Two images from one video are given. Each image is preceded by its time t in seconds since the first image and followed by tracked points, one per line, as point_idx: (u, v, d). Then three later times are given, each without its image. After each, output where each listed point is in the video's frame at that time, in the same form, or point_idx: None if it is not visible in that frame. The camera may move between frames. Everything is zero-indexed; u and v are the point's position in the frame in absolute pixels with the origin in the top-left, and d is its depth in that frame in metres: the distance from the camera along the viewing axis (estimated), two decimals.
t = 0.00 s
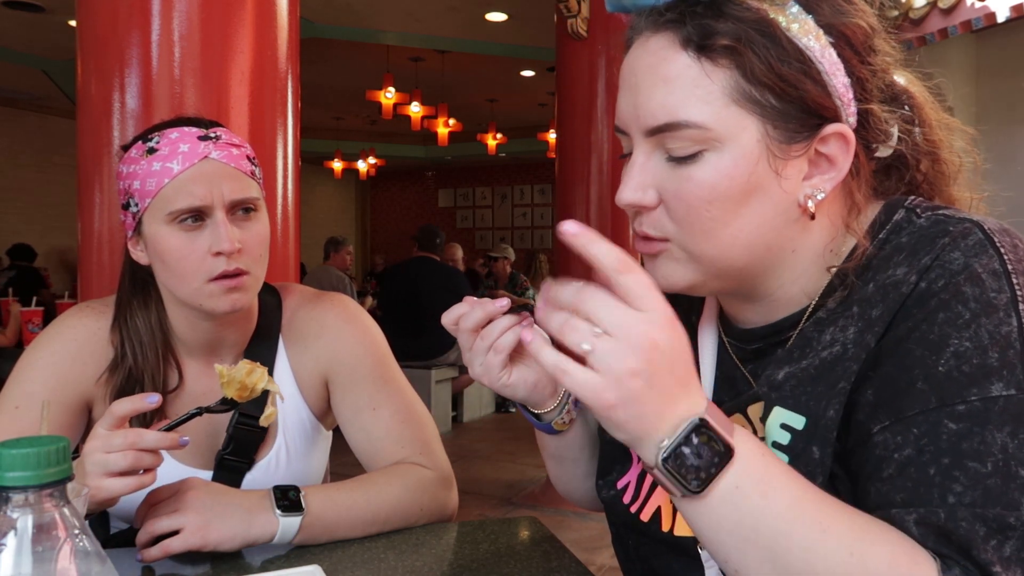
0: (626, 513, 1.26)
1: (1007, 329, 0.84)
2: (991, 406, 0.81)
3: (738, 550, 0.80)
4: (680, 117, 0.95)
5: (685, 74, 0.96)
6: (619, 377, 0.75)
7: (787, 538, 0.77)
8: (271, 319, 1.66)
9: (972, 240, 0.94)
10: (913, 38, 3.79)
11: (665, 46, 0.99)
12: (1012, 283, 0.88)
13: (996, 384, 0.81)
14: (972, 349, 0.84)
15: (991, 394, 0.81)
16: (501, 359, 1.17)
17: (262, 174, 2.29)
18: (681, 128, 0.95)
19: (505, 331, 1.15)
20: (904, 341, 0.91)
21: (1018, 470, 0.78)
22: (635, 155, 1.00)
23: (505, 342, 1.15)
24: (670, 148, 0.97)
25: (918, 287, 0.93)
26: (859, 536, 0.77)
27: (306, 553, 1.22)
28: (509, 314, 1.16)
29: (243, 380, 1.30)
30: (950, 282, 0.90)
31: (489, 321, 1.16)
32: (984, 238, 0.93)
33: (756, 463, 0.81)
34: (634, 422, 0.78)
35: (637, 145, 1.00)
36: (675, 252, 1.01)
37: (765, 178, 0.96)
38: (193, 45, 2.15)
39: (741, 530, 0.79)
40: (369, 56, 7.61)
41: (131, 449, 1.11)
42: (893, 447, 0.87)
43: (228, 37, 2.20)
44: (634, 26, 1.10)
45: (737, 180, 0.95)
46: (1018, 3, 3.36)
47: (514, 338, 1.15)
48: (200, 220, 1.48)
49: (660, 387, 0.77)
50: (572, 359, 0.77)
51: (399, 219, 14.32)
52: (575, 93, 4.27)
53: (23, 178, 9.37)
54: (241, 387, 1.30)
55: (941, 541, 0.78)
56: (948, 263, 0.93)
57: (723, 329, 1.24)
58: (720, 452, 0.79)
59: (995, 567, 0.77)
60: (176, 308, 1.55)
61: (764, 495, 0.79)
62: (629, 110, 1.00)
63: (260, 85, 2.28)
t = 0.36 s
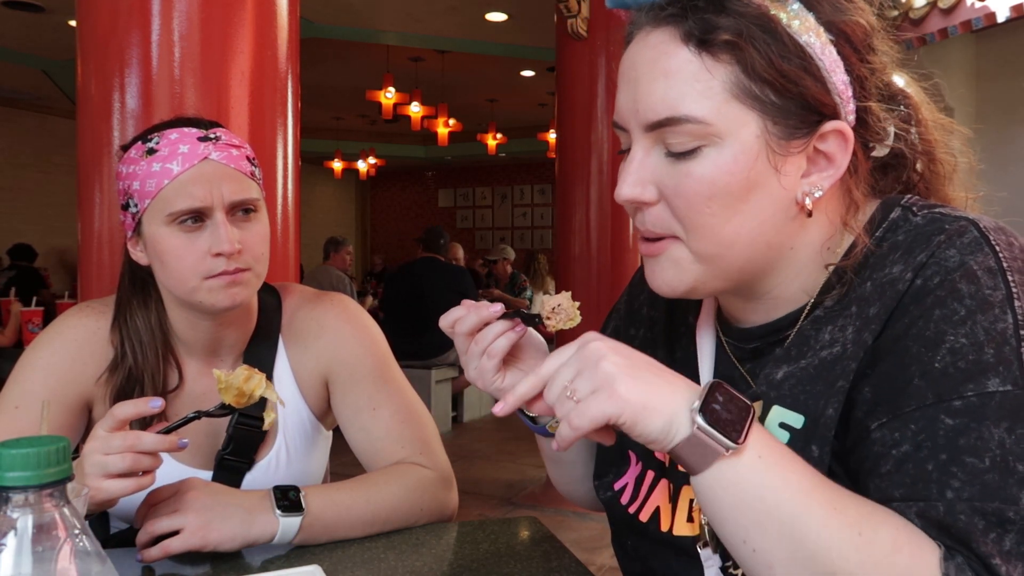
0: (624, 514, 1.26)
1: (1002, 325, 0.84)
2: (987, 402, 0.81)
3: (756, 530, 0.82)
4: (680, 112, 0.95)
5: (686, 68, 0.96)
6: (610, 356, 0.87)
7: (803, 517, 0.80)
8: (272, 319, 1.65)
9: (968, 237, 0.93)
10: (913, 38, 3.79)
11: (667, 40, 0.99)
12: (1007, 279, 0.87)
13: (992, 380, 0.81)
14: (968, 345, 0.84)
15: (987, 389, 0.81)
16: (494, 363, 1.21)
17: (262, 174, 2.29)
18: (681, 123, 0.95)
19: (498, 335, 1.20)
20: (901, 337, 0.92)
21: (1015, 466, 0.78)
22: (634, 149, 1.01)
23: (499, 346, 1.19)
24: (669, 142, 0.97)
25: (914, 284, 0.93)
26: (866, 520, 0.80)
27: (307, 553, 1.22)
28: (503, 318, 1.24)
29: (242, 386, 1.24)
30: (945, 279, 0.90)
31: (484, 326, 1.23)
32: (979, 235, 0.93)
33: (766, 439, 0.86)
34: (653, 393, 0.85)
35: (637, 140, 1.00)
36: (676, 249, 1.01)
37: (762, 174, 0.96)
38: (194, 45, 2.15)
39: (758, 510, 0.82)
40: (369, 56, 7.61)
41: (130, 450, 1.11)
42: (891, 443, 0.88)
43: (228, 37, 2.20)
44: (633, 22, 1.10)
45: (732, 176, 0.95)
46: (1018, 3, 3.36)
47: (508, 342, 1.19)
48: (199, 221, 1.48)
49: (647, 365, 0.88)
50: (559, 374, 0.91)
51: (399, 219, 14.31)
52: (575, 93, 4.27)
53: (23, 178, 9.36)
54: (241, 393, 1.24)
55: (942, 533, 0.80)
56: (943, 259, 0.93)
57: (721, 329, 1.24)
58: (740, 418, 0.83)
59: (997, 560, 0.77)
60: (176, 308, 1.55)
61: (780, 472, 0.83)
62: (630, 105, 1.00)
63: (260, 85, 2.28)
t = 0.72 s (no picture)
0: (623, 512, 1.25)
1: (1008, 324, 0.84)
2: (996, 399, 0.81)
3: (774, 503, 0.83)
4: (675, 116, 0.96)
5: (678, 73, 0.96)
6: (686, 297, 0.88)
7: (821, 494, 0.81)
8: (270, 319, 1.65)
9: (970, 235, 0.94)
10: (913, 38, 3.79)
11: (658, 45, 0.99)
12: (1011, 277, 0.88)
13: (1000, 377, 0.82)
14: (975, 343, 0.84)
15: (995, 386, 0.81)
16: (488, 360, 1.23)
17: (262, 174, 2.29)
18: (676, 127, 0.95)
19: (491, 334, 1.22)
20: (907, 335, 0.91)
21: None
22: (630, 153, 1.01)
23: (492, 346, 1.21)
24: (664, 146, 0.97)
25: (918, 281, 0.93)
26: (883, 503, 0.80)
27: (307, 553, 1.23)
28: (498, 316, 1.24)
29: (241, 384, 1.24)
30: (950, 277, 0.90)
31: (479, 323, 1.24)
32: (983, 233, 0.93)
33: (801, 419, 0.85)
34: (704, 349, 0.87)
35: (632, 144, 1.01)
36: (670, 249, 1.01)
37: (759, 175, 0.96)
38: (193, 45, 2.15)
39: (778, 485, 0.83)
40: (369, 56, 7.61)
41: (129, 449, 1.10)
42: (900, 441, 0.86)
43: (228, 37, 2.20)
44: (626, 25, 1.10)
45: (730, 178, 0.95)
46: (1018, 3, 3.36)
47: (501, 341, 1.21)
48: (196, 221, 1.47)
49: (713, 326, 0.88)
50: (637, 283, 0.92)
51: (399, 219, 14.32)
52: (575, 93, 4.27)
53: (23, 178, 9.37)
54: (240, 391, 1.24)
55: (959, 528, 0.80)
56: (947, 257, 0.92)
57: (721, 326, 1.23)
58: (777, 395, 0.84)
59: (1014, 555, 0.78)
60: (176, 308, 1.55)
61: (806, 452, 0.83)
62: (623, 110, 1.01)
63: (260, 84, 2.27)
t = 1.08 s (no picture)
0: (631, 502, 1.25)
1: (1019, 314, 0.85)
2: (1007, 386, 0.81)
3: (787, 491, 0.82)
4: (694, 113, 0.95)
5: (697, 71, 0.96)
6: (694, 287, 0.87)
7: (834, 481, 0.80)
8: (273, 320, 1.66)
9: (981, 230, 0.94)
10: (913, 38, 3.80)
11: (677, 43, 0.99)
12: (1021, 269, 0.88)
13: (1012, 365, 0.82)
14: (986, 332, 0.84)
15: (1007, 374, 0.81)
16: (496, 348, 1.27)
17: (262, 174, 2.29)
18: (696, 124, 0.95)
19: (500, 322, 1.26)
20: (917, 325, 0.91)
21: None
22: (649, 151, 1.01)
23: (500, 333, 1.25)
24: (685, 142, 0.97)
25: (929, 273, 0.94)
26: (900, 488, 0.80)
27: (306, 552, 1.23)
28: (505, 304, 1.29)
29: (241, 368, 1.23)
30: (960, 268, 0.91)
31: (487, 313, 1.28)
32: (992, 228, 0.94)
33: (811, 406, 0.85)
34: (709, 340, 0.86)
35: (651, 141, 1.00)
36: (694, 247, 1.01)
37: (778, 171, 0.96)
38: (194, 44, 2.15)
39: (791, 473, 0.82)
40: (369, 56, 7.61)
41: (129, 442, 1.10)
42: (913, 428, 0.86)
43: (229, 37, 2.20)
44: (643, 25, 1.09)
45: (749, 174, 0.95)
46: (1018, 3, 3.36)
47: (509, 329, 1.26)
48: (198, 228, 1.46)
49: (723, 318, 0.87)
50: (646, 266, 0.92)
51: (399, 219, 14.32)
52: (575, 93, 4.27)
53: (23, 178, 9.37)
54: (240, 375, 1.22)
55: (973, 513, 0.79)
56: (957, 250, 0.93)
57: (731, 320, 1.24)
58: (785, 382, 0.83)
59: None
60: (178, 313, 1.55)
61: (820, 440, 0.82)
62: (642, 108, 1.00)
63: (260, 84, 2.27)
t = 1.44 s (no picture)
0: (650, 488, 1.24)
1: None
2: None
3: (848, 477, 0.78)
4: (743, 93, 0.96)
5: (749, 53, 0.96)
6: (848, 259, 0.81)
7: (904, 471, 0.77)
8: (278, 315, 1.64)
9: (1009, 233, 0.95)
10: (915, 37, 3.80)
11: (730, 28, 1.00)
12: None
13: None
14: (1017, 330, 0.85)
15: None
16: (522, 341, 1.29)
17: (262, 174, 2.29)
18: (745, 103, 0.96)
19: (528, 315, 1.28)
20: (947, 320, 0.91)
21: None
22: (694, 130, 1.02)
23: (528, 326, 1.28)
24: (731, 122, 0.98)
25: (958, 272, 0.93)
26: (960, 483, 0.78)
27: (302, 552, 1.23)
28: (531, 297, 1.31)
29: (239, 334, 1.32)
30: (989, 269, 0.91)
31: (512, 306, 1.30)
32: (1020, 233, 0.95)
33: (885, 395, 0.80)
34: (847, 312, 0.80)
35: (697, 121, 1.02)
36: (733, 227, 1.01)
37: (818, 155, 0.97)
38: (193, 44, 2.15)
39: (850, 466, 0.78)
40: (369, 56, 7.61)
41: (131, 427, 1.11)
42: (942, 418, 0.86)
43: (228, 37, 2.19)
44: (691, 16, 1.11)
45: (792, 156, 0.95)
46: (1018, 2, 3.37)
47: (536, 322, 1.28)
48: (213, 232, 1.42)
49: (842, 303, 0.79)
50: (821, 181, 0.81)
51: (399, 219, 14.32)
52: (575, 92, 4.27)
53: (23, 178, 9.37)
54: (239, 341, 1.31)
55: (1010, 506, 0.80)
56: (985, 251, 0.93)
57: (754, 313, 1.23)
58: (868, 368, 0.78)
59: None
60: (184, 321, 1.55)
61: (892, 431, 0.78)
62: (691, 88, 1.02)
63: (260, 83, 2.27)
